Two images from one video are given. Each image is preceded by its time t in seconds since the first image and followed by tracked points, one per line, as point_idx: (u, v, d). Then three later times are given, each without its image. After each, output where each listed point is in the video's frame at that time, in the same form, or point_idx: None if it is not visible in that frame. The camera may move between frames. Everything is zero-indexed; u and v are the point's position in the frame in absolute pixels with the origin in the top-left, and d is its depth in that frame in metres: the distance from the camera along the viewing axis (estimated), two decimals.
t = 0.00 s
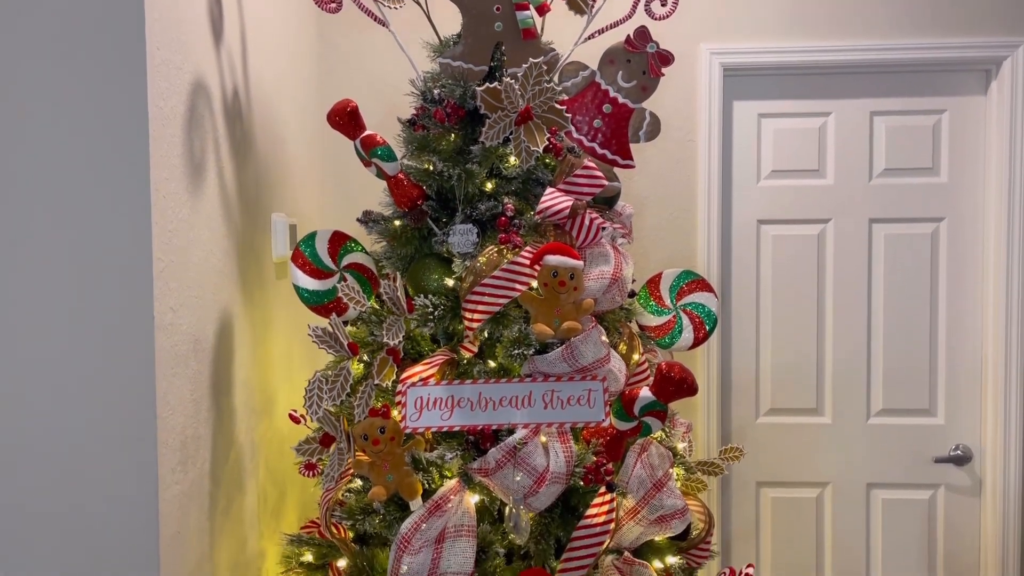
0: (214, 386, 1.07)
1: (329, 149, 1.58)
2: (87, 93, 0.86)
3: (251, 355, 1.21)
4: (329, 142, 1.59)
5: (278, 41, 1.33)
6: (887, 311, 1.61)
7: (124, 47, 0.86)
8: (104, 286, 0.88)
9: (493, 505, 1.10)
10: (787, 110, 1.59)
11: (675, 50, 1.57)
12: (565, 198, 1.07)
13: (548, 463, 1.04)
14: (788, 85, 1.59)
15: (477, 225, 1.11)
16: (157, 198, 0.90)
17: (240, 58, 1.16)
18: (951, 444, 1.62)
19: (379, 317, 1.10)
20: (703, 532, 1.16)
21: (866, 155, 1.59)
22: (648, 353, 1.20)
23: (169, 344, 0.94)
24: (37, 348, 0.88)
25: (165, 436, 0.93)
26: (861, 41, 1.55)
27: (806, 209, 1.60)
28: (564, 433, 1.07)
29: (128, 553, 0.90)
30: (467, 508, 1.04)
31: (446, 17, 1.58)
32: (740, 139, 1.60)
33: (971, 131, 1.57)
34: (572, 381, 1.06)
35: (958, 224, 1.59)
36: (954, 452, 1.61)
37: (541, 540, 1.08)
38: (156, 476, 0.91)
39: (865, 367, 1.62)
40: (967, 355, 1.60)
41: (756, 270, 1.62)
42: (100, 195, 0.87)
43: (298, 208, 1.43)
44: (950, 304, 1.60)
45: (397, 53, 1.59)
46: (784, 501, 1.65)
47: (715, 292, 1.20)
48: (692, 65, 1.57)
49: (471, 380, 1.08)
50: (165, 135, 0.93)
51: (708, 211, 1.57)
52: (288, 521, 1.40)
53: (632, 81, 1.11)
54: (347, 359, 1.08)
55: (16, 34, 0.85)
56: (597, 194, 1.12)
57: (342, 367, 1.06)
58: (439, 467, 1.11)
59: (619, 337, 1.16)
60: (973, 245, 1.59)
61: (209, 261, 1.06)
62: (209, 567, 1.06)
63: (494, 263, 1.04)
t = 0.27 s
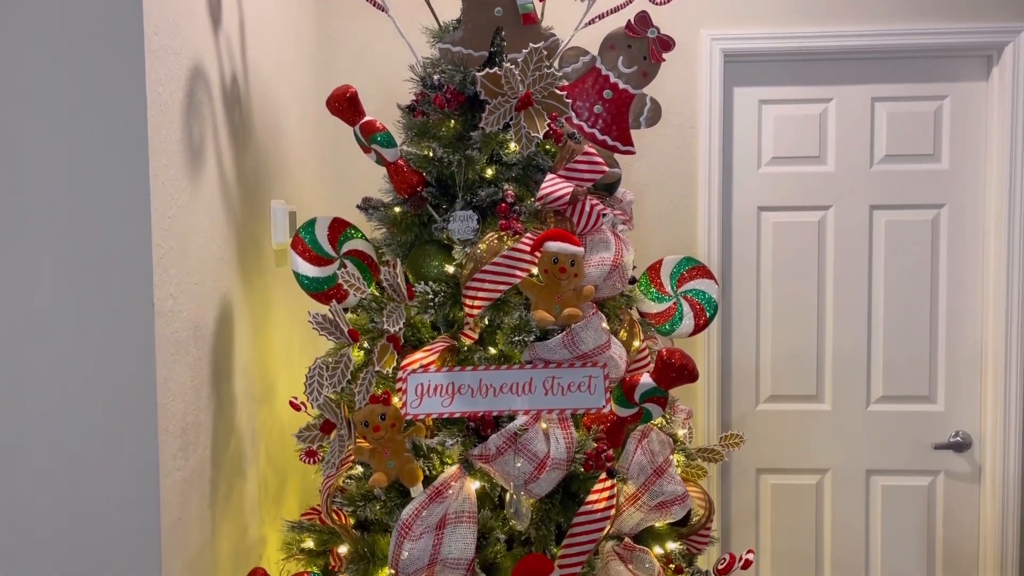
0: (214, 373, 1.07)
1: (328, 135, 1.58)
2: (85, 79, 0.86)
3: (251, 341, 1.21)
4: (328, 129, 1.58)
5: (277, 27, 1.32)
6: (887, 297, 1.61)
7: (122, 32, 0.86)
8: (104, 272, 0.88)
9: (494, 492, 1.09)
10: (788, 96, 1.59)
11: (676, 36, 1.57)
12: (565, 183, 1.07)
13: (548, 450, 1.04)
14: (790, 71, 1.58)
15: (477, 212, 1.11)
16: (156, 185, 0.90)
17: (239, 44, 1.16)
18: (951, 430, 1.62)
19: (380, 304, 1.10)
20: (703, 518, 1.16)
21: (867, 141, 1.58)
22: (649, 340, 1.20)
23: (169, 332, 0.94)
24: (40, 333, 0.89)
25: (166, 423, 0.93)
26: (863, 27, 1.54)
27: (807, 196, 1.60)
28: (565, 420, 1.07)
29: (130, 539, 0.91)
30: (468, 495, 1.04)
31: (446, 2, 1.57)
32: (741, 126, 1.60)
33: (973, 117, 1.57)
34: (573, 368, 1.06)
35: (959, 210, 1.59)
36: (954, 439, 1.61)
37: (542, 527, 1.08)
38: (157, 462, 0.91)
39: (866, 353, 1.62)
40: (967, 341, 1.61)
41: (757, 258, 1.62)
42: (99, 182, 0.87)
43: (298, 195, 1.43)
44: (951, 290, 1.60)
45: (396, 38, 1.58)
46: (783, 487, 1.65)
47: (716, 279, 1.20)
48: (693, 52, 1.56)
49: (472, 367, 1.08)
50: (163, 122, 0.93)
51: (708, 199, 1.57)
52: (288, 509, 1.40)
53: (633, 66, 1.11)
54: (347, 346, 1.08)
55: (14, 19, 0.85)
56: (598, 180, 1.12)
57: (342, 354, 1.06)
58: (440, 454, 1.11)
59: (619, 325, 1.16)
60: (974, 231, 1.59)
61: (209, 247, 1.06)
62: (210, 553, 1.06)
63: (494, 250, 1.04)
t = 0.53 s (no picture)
0: (214, 359, 1.07)
1: (328, 122, 1.57)
2: (83, 63, 0.86)
3: (252, 328, 1.21)
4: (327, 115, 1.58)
5: (276, 12, 1.32)
6: (887, 283, 1.61)
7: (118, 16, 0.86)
8: (103, 257, 0.88)
9: (494, 477, 1.10)
10: (789, 81, 1.58)
11: (676, 21, 1.56)
12: (565, 169, 1.06)
13: (549, 435, 1.04)
14: (791, 57, 1.58)
15: (476, 197, 1.11)
16: (154, 169, 0.90)
17: (237, 28, 1.15)
18: (951, 416, 1.63)
19: (380, 290, 1.10)
20: (703, 503, 1.16)
21: (868, 127, 1.58)
22: (649, 326, 1.20)
23: (168, 317, 0.94)
24: (41, 317, 0.89)
25: (166, 408, 0.94)
26: (865, 11, 1.53)
27: (807, 182, 1.59)
28: (565, 406, 1.07)
29: (131, 524, 0.91)
30: (469, 480, 1.04)
31: None
32: (741, 112, 1.59)
33: (974, 102, 1.56)
34: (573, 353, 1.06)
35: (960, 196, 1.59)
36: (954, 425, 1.61)
37: (542, 512, 1.08)
38: (158, 448, 0.91)
39: (866, 340, 1.62)
40: (968, 327, 1.61)
41: (757, 244, 1.62)
42: (98, 166, 0.87)
43: (297, 181, 1.42)
44: (951, 276, 1.60)
45: (396, 23, 1.57)
46: (783, 473, 1.66)
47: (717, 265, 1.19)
48: (694, 38, 1.55)
49: (472, 353, 1.08)
50: (162, 106, 0.92)
51: (709, 185, 1.56)
52: (289, 496, 1.40)
53: (633, 51, 1.09)
54: (347, 332, 1.08)
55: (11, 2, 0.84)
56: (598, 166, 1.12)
57: (342, 340, 1.06)
58: (440, 439, 1.12)
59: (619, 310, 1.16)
60: (975, 217, 1.59)
61: (208, 232, 1.06)
62: (211, 539, 1.06)
63: (494, 235, 1.04)
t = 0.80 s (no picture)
0: (212, 345, 1.07)
1: (326, 108, 1.57)
2: (79, 49, 0.86)
3: (250, 314, 1.21)
4: (325, 100, 1.57)
5: None
6: (887, 269, 1.61)
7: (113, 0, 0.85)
8: (101, 243, 0.88)
9: (494, 463, 1.10)
10: (789, 67, 1.57)
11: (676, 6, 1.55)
12: (564, 154, 1.06)
13: (548, 421, 1.04)
14: (791, 42, 1.57)
15: (475, 183, 1.10)
16: (150, 155, 0.90)
17: (233, 12, 1.14)
18: (950, 402, 1.63)
19: (378, 276, 1.09)
20: (702, 489, 1.16)
21: (868, 112, 1.57)
22: (648, 312, 1.20)
23: (166, 303, 0.94)
24: (40, 303, 0.89)
25: (165, 394, 0.94)
26: None
27: (807, 167, 1.59)
28: (564, 391, 1.07)
29: (130, 509, 0.91)
30: (468, 466, 1.05)
31: None
32: (741, 98, 1.59)
33: (975, 86, 1.56)
34: (572, 339, 1.06)
35: (960, 181, 1.58)
36: (953, 410, 1.62)
37: (541, 497, 1.08)
38: (156, 433, 0.91)
39: (866, 325, 1.62)
40: (967, 312, 1.61)
41: (757, 230, 1.61)
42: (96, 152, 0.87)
43: (295, 167, 1.42)
44: (951, 261, 1.60)
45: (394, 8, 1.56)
46: (783, 459, 1.66)
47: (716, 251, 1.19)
48: (693, 23, 1.55)
49: (471, 339, 1.08)
50: (158, 91, 0.92)
51: (709, 172, 1.56)
52: (289, 482, 1.40)
53: (632, 35, 1.08)
54: (346, 318, 1.08)
55: None
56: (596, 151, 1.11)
57: (341, 326, 1.06)
58: (440, 425, 1.12)
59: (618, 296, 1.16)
60: (975, 202, 1.58)
61: (206, 219, 1.05)
62: (210, 525, 1.07)
63: (493, 221, 1.03)
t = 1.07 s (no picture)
0: (211, 330, 1.07)
1: (325, 92, 1.56)
2: (76, 34, 0.86)
3: (248, 298, 1.20)
4: (324, 84, 1.57)
5: None
6: (888, 254, 1.61)
7: None
8: (100, 227, 0.89)
9: (493, 448, 1.10)
10: (789, 51, 1.56)
11: None
12: (563, 138, 1.05)
13: (547, 405, 1.04)
14: (792, 25, 1.56)
15: (473, 167, 1.10)
16: (147, 140, 0.90)
17: None
18: (949, 387, 1.63)
19: (376, 261, 1.09)
20: (701, 474, 1.17)
21: (869, 96, 1.57)
22: (648, 297, 1.20)
23: (164, 288, 0.95)
24: (42, 284, 0.90)
25: (163, 378, 0.95)
26: None
27: (807, 152, 1.59)
28: (563, 376, 1.07)
29: (130, 490, 0.93)
30: (467, 450, 1.05)
31: None
32: (742, 83, 1.58)
33: (976, 71, 1.55)
34: (571, 324, 1.06)
35: (961, 165, 1.58)
36: (953, 395, 1.62)
37: (541, 481, 1.08)
38: (155, 416, 0.93)
39: (866, 311, 1.62)
40: (968, 297, 1.60)
41: (757, 216, 1.61)
42: (94, 137, 0.88)
43: (293, 151, 1.42)
44: (952, 246, 1.60)
45: None
46: (782, 444, 1.67)
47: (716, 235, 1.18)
48: (693, 7, 1.54)
49: (470, 324, 1.08)
50: (154, 75, 0.92)
51: (709, 157, 1.56)
52: (289, 466, 1.41)
53: (632, 18, 1.07)
54: (345, 303, 1.08)
55: None
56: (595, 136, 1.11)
57: (340, 311, 1.06)
58: (439, 410, 1.12)
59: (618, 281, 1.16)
60: (976, 187, 1.58)
61: (204, 204, 1.05)
62: (211, 509, 1.07)
63: (492, 206, 1.03)
